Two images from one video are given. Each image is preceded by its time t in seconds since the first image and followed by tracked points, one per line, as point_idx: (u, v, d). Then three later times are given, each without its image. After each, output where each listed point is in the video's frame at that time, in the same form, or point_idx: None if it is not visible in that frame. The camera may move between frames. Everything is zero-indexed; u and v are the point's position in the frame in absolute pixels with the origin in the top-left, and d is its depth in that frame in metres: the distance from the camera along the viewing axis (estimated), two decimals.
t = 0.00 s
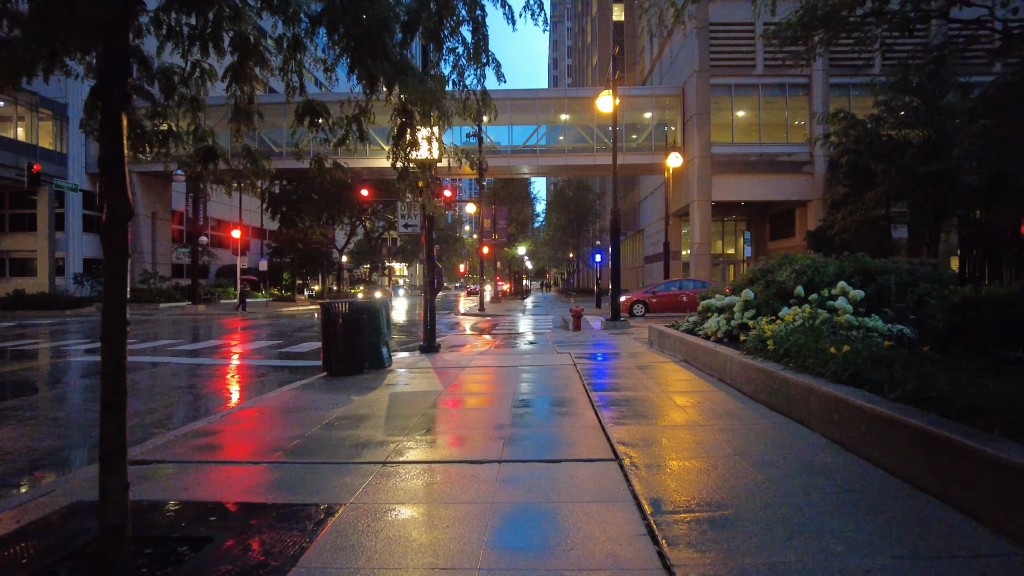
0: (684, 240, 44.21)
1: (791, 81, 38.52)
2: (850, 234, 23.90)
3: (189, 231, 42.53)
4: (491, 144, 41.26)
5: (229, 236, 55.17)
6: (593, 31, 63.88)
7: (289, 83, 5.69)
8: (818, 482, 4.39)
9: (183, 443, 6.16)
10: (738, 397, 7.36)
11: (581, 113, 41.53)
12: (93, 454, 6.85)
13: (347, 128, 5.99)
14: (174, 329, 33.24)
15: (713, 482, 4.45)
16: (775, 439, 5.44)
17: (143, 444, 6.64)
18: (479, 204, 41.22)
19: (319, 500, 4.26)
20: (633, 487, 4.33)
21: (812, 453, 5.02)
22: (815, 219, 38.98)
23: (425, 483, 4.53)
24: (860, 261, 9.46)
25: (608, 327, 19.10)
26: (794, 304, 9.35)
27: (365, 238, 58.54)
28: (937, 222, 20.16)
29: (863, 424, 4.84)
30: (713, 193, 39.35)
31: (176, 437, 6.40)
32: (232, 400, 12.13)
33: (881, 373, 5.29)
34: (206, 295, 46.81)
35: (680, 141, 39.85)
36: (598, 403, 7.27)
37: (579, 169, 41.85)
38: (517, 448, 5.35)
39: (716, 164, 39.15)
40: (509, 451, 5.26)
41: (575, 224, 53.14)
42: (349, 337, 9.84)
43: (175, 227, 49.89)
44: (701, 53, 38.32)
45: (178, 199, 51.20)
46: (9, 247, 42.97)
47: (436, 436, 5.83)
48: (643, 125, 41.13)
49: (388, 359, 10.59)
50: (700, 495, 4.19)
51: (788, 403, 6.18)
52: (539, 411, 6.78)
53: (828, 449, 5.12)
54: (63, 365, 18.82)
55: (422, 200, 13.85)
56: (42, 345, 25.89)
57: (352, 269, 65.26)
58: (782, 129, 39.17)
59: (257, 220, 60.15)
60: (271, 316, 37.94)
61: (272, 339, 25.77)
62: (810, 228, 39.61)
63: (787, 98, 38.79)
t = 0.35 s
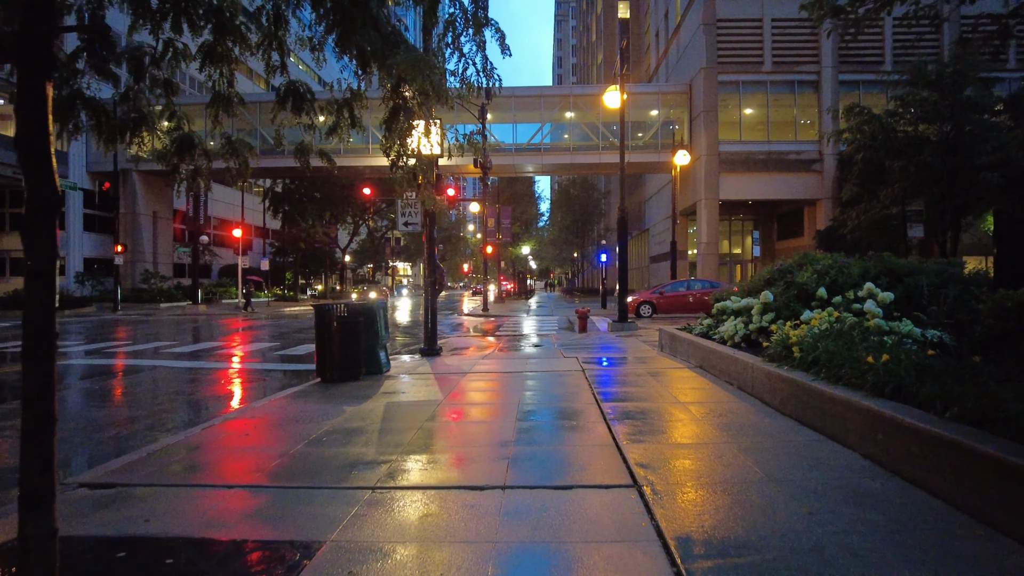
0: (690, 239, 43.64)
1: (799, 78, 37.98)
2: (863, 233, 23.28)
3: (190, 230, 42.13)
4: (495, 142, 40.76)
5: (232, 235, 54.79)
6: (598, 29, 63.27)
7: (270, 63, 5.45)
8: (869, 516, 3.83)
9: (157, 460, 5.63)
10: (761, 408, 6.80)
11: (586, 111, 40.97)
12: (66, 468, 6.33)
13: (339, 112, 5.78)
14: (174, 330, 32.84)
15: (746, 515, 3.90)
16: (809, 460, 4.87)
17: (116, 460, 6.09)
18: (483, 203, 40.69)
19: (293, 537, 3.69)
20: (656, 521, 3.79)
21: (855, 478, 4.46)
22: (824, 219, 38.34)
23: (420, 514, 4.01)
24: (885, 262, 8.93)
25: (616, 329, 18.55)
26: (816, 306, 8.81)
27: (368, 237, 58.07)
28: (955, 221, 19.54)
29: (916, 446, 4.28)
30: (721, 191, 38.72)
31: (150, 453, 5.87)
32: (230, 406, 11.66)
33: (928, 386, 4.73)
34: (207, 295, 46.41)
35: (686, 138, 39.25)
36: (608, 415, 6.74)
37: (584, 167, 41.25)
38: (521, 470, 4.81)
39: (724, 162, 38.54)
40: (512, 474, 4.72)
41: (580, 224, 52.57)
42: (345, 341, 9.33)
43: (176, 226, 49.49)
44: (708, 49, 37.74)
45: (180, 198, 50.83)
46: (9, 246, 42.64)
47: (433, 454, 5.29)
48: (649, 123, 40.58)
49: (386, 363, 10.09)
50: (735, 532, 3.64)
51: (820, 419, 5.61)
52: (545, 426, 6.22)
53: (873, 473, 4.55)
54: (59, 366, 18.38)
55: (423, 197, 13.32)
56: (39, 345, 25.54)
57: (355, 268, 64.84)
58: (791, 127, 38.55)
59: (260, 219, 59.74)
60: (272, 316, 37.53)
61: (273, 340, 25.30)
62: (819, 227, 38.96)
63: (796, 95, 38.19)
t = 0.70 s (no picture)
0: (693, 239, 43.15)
1: (803, 75, 37.51)
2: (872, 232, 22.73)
3: (186, 229, 41.66)
4: (495, 140, 40.24)
5: (230, 235, 54.29)
6: (600, 26, 62.69)
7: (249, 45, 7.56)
8: (921, 551, 3.32)
9: (118, 476, 5.10)
10: (778, 416, 6.29)
11: (588, 109, 40.49)
12: (26, 479, 5.81)
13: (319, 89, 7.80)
14: (169, 330, 32.39)
15: (776, 543, 3.43)
16: (844, 480, 4.34)
17: (77, 473, 5.57)
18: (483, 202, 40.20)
19: None
20: (676, 556, 3.29)
21: (898, 501, 3.95)
22: (828, 217, 37.84)
23: (404, 547, 3.48)
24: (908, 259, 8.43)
25: (618, 330, 18.04)
26: (833, 306, 8.31)
27: (367, 237, 57.55)
28: (969, 219, 18.98)
29: (970, 466, 3.75)
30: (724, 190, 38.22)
31: (112, 467, 5.35)
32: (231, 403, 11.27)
33: (978, 396, 4.21)
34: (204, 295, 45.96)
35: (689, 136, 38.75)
36: (614, 424, 6.24)
37: (585, 166, 40.74)
38: (519, 489, 4.32)
39: (727, 160, 37.98)
40: (509, 496, 4.20)
41: (581, 223, 52.05)
42: (335, 344, 8.81)
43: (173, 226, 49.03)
44: (711, 45, 37.22)
45: (177, 197, 50.33)
46: (5, 245, 42.21)
47: (422, 471, 4.78)
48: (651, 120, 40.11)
49: (378, 366, 9.62)
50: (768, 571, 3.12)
51: (850, 431, 5.09)
52: (547, 437, 5.71)
53: (918, 495, 4.03)
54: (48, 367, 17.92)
55: (420, 193, 12.80)
56: (30, 345, 25.03)
57: (354, 268, 64.28)
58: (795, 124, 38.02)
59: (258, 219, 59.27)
60: (269, 316, 37.03)
61: (270, 340, 24.87)
62: (824, 226, 38.40)
63: (800, 93, 37.67)
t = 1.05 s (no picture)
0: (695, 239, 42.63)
1: (807, 73, 37.01)
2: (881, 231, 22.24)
3: (182, 229, 41.18)
4: (495, 139, 39.77)
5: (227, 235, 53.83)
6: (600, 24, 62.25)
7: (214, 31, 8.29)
8: None
9: (76, 502, 4.60)
10: (800, 432, 5.80)
11: (588, 107, 40.00)
12: None
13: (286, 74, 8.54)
14: (163, 332, 31.89)
15: None
16: (887, 514, 3.82)
17: (30, 497, 5.05)
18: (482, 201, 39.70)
19: None
20: None
21: (951, 541, 3.46)
22: (833, 217, 37.34)
23: None
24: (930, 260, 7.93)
25: (621, 333, 17.55)
26: (851, 310, 7.81)
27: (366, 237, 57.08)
28: (981, 218, 18.50)
29: None
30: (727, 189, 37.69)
31: (68, 491, 4.84)
32: (224, 407, 10.81)
33: None
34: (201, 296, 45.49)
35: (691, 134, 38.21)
36: (620, 441, 5.76)
37: (586, 165, 40.24)
38: (517, 524, 3.82)
39: (730, 159, 37.44)
40: (504, 534, 3.70)
41: (582, 223, 51.55)
42: (322, 351, 8.32)
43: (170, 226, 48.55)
44: (713, 43, 36.71)
45: (174, 197, 49.87)
46: None
47: (409, 499, 4.29)
48: (653, 119, 39.62)
49: (368, 374, 9.11)
50: None
51: (887, 454, 4.57)
52: (547, 458, 5.20)
53: (975, 534, 3.52)
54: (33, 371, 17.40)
55: (415, 191, 12.27)
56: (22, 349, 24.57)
57: (353, 269, 63.83)
58: (799, 123, 37.49)
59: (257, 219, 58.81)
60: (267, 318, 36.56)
61: (265, 343, 24.38)
62: (828, 226, 37.86)
63: (804, 90, 37.17)
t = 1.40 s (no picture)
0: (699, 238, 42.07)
1: (813, 69, 36.47)
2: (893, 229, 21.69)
3: (179, 228, 40.64)
4: (497, 136, 39.25)
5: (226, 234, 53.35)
6: (603, 21, 61.73)
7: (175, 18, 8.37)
8: None
9: (12, 524, 4.05)
10: (827, 441, 5.26)
11: (591, 104, 39.46)
12: None
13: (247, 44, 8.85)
14: (158, 332, 31.32)
15: None
16: (950, 549, 3.27)
17: None
18: (483, 199, 39.17)
19: None
20: None
21: None
22: (840, 215, 36.72)
23: None
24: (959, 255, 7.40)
25: (625, 333, 17.01)
26: (875, 308, 7.28)
27: (366, 236, 56.55)
28: (999, 214, 17.92)
29: None
30: (732, 186, 37.09)
31: (5, 510, 4.27)
32: (222, 405, 10.36)
33: None
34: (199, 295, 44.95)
35: (695, 131, 37.62)
36: (627, 450, 5.22)
37: (588, 163, 39.68)
38: (514, 558, 3.28)
39: (735, 156, 36.86)
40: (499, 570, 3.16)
41: (584, 222, 51.00)
42: (307, 352, 7.79)
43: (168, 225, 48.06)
44: (718, 38, 36.15)
45: (173, 196, 49.43)
46: None
47: (393, 523, 3.75)
48: (656, 117, 39.12)
49: (358, 377, 8.59)
50: None
51: (937, 472, 4.02)
52: (548, 472, 4.65)
53: None
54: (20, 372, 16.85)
55: (410, 185, 11.69)
56: (14, 349, 24.07)
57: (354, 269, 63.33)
58: (805, 120, 36.91)
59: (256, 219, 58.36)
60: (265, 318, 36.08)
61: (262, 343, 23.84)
62: (834, 225, 37.26)
63: (810, 87, 36.60)
